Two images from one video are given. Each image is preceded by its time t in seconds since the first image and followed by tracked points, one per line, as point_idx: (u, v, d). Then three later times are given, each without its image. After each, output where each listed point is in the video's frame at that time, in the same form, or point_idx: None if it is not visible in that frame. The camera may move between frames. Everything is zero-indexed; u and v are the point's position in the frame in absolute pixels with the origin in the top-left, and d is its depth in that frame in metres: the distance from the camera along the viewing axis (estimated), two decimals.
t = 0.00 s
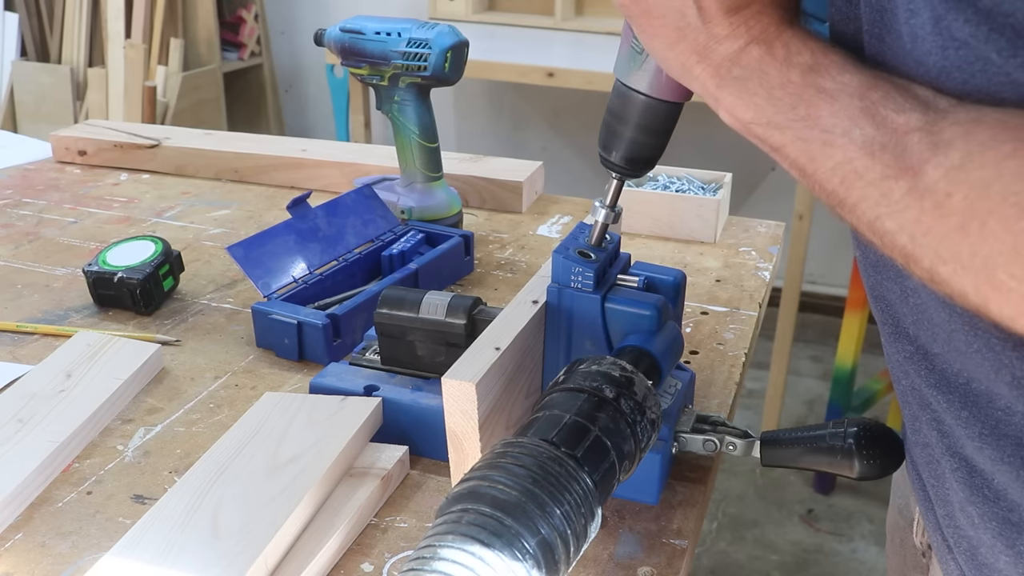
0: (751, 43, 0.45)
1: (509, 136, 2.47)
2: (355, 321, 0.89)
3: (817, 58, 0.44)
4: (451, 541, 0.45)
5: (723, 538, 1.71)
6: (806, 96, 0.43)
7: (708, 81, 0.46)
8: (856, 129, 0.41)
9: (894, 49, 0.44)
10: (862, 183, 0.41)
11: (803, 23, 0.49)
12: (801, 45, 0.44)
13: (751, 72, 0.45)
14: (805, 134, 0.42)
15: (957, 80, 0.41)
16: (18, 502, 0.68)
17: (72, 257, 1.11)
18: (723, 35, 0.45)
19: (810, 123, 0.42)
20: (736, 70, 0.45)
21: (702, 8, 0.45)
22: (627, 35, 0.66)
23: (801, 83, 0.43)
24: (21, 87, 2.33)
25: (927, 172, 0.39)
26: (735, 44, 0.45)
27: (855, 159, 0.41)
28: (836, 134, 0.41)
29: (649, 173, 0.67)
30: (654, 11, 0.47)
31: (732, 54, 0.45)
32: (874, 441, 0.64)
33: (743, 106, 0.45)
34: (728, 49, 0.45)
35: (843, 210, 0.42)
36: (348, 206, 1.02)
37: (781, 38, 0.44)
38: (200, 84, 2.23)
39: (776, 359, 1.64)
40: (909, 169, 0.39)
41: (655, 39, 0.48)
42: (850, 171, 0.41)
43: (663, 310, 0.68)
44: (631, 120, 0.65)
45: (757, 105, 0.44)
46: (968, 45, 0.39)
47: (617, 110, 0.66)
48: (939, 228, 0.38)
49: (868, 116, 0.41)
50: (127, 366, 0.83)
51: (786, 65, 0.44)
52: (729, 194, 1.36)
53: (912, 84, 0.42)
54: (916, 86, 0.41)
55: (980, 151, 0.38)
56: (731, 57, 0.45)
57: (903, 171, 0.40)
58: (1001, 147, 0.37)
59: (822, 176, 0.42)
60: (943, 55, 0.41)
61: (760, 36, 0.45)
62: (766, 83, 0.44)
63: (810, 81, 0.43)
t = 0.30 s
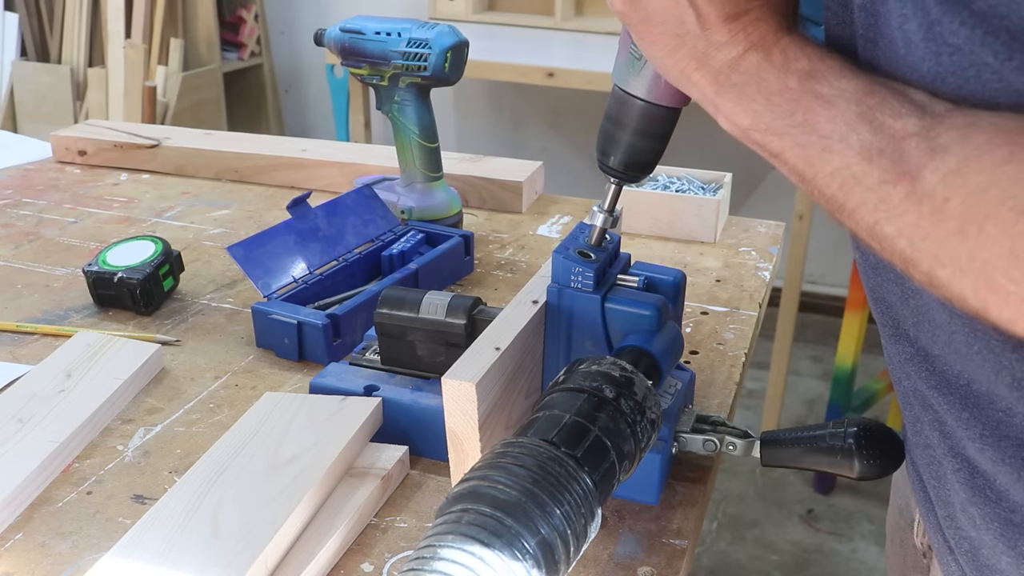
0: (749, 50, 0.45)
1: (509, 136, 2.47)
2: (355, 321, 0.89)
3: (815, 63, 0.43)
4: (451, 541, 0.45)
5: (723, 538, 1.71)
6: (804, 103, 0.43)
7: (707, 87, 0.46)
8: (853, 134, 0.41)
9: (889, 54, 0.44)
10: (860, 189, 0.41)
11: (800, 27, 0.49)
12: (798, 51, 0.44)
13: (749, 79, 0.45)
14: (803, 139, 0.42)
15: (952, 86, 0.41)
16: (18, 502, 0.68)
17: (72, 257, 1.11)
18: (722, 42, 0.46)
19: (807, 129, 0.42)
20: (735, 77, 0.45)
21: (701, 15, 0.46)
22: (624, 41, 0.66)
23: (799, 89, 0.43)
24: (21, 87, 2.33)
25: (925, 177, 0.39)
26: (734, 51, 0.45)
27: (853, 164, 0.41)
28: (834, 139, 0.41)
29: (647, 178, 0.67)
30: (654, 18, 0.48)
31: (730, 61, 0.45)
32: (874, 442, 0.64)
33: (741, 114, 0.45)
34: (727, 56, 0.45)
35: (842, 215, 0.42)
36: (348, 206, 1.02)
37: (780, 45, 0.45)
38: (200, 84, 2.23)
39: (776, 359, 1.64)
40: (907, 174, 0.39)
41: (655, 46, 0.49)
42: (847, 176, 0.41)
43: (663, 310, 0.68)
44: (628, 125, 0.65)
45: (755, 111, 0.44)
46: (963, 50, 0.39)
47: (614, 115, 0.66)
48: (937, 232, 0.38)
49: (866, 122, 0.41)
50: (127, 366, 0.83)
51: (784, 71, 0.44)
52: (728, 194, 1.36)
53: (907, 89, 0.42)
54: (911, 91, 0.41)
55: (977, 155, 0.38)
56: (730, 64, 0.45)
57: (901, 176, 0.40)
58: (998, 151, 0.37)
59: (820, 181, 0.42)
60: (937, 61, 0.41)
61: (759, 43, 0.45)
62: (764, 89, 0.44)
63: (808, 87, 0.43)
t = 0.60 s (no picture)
0: (747, 56, 0.45)
1: (509, 136, 2.47)
2: (355, 321, 0.89)
3: (812, 69, 0.43)
4: (451, 541, 0.45)
5: (723, 538, 1.71)
6: (800, 107, 0.43)
7: (705, 93, 0.47)
8: (851, 139, 0.41)
9: (884, 57, 0.44)
10: (858, 194, 0.41)
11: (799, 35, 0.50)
12: (796, 56, 0.44)
13: (746, 84, 0.45)
14: (800, 144, 0.43)
15: (947, 88, 0.40)
16: (18, 502, 0.68)
17: (73, 257, 1.11)
18: (721, 47, 0.46)
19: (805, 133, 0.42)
20: (733, 82, 0.46)
21: (700, 22, 0.46)
22: (623, 46, 0.66)
23: (796, 94, 0.43)
24: (21, 87, 2.33)
25: (923, 181, 0.39)
26: (732, 57, 0.46)
27: (850, 169, 0.41)
28: (831, 144, 0.41)
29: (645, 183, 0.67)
30: (653, 23, 0.48)
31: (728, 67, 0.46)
32: (874, 441, 0.64)
33: (738, 117, 0.45)
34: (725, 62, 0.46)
35: (841, 220, 0.42)
36: (347, 206, 1.02)
37: (777, 50, 0.45)
38: (200, 84, 2.23)
39: (776, 359, 1.64)
40: (905, 178, 0.39)
41: (654, 52, 0.49)
42: (845, 180, 0.41)
43: (663, 310, 0.68)
44: (627, 128, 0.65)
45: (751, 116, 0.45)
46: (959, 51, 0.39)
47: (612, 120, 0.66)
48: (935, 236, 0.38)
49: (863, 126, 0.41)
50: (127, 366, 0.83)
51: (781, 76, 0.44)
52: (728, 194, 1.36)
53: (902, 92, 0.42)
54: (906, 95, 0.41)
55: (973, 159, 0.37)
56: (728, 70, 0.46)
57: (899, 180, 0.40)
58: (994, 154, 0.37)
59: (818, 186, 0.42)
60: (933, 63, 0.40)
61: (757, 49, 0.45)
62: (762, 95, 0.44)
63: (805, 92, 0.43)
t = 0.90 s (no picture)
0: (749, 33, 0.43)
1: (509, 136, 2.47)
2: (355, 321, 0.89)
3: (810, 50, 0.42)
4: (452, 541, 0.45)
5: (723, 538, 1.71)
6: (796, 87, 0.41)
7: (703, 68, 0.44)
8: (838, 124, 0.39)
9: (892, 44, 0.44)
10: (836, 180, 0.39)
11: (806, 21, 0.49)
12: (796, 37, 0.42)
13: (746, 61, 0.43)
14: (789, 124, 0.41)
15: (944, 78, 0.40)
16: (18, 502, 0.68)
17: (72, 257, 1.11)
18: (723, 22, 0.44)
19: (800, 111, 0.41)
20: (731, 57, 0.43)
21: None
22: (623, 37, 0.66)
23: (792, 75, 0.41)
24: (21, 87, 2.33)
25: (901, 175, 0.38)
26: (734, 33, 0.43)
27: (833, 154, 0.39)
28: (819, 128, 0.40)
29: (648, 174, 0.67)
30: None
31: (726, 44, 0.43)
32: (874, 442, 0.64)
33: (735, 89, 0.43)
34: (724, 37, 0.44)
35: (820, 204, 0.41)
36: (348, 206, 1.02)
37: (778, 30, 0.43)
38: (200, 84, 2.23)
39: (776, 359, 1.64)
40: (885, 169, 0.38)
41: (656, 26, 0.47)
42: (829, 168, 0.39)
43: (663, 310, 0.68)
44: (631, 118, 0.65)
45: (746, 91, 0.42)
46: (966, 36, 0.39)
47: (615, 110, 0.66)
48: (904, 232, 0.38)
49: (852, 113, 0.39)
50: (127, 366, 0.83)
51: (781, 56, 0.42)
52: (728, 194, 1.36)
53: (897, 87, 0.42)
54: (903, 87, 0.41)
55: (950, 161, 0.37)
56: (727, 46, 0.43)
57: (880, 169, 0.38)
58: (967, 157, 0.37)
59: (802, 168, 0.41)
60: (933, 51, 0.40)
61: (760, 26, 0.43)
62: (758, 72, 0.42)
63: (800, 73, 0.41)
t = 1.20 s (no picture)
0: (747, 34, 0.42)
1: (509, 136, 2.47)
2: (355, 321, 0.89)
3: (807, 52, 0.41)
4: (451, 542, 0.45)
5: (723, 538, 1.71)
6: (793, 88, 0.40)
7: (701, 69, 0.43)
8: (831, 125, 0.39)
9: (879, 47, 0.44)
10: (830, 181, 0.39)
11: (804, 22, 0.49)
12: (794, 37, 0.41)
13: (743, 62, 0.42)
14: (784, 126, 0.40)
15: (933, 82, 0.40)
16: (18, 502, 0.68)
17: (72, 257, 1.11)
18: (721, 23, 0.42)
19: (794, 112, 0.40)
20: (728, 58, 0.42)
21: None
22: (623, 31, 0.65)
23: (789, 77, 0.41)
24: (21, 87, 2.33)
25: (892, 175, 0.37)
26: (732, 35, 0.42)
27: (827, 156, 0.39)
28: (813, 128, 0.39)
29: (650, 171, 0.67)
30: None
31: (724, 44, 0.42)
32: (874, 442, 0.64)
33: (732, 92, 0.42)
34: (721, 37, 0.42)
35: (813, 207, 0.40)
36: (348, 206, 1.02)
37: (777, 30, 0.42)
38: (200, 84, 2.23)
39: (776, 359, 1.64)
40: (877, 169, 0.37)
41: (654, 26, 0.45)
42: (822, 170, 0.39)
43: (663, 310, 0.68)
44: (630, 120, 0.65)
45: (744, 93, 0.41)
46: (945, 44, 0.39)
47: (615, 108, 0.66)
48: (893, 232, 0.37)
49: (846, 114, 0.39)
50: (126, 367, 0.83)
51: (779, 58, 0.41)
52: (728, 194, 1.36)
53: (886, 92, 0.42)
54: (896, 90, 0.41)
55: (941, 160, 0.36)
56: (724, 46, 0.42)
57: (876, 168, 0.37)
58: (958, 157, 0.36)
59: (795, 169, 0.40)
60: (921, 56, 0.40)
61: (757, 27, 0.42)
62: (756, 74, 0.41)
63: (797, 75, 0.40)
